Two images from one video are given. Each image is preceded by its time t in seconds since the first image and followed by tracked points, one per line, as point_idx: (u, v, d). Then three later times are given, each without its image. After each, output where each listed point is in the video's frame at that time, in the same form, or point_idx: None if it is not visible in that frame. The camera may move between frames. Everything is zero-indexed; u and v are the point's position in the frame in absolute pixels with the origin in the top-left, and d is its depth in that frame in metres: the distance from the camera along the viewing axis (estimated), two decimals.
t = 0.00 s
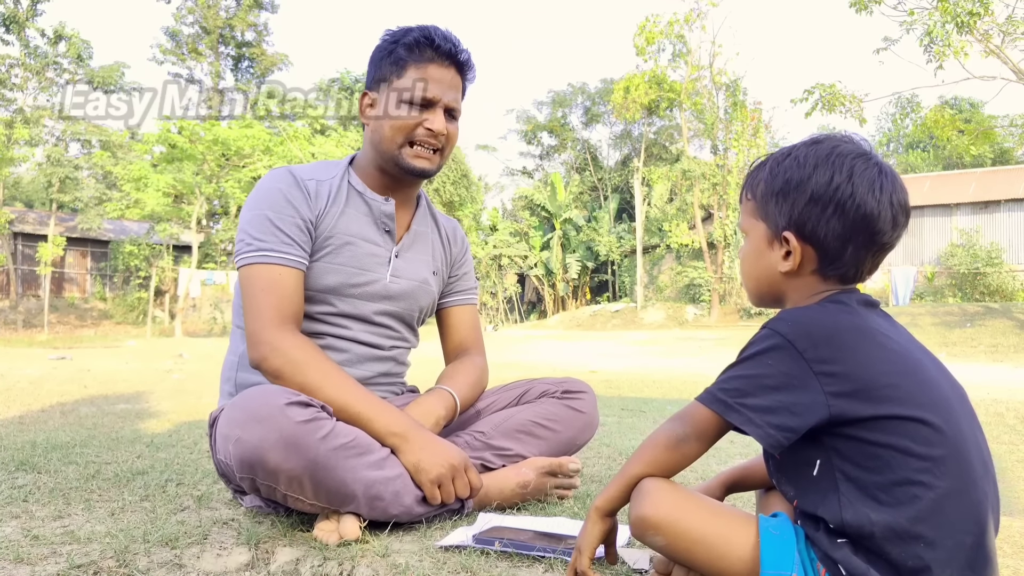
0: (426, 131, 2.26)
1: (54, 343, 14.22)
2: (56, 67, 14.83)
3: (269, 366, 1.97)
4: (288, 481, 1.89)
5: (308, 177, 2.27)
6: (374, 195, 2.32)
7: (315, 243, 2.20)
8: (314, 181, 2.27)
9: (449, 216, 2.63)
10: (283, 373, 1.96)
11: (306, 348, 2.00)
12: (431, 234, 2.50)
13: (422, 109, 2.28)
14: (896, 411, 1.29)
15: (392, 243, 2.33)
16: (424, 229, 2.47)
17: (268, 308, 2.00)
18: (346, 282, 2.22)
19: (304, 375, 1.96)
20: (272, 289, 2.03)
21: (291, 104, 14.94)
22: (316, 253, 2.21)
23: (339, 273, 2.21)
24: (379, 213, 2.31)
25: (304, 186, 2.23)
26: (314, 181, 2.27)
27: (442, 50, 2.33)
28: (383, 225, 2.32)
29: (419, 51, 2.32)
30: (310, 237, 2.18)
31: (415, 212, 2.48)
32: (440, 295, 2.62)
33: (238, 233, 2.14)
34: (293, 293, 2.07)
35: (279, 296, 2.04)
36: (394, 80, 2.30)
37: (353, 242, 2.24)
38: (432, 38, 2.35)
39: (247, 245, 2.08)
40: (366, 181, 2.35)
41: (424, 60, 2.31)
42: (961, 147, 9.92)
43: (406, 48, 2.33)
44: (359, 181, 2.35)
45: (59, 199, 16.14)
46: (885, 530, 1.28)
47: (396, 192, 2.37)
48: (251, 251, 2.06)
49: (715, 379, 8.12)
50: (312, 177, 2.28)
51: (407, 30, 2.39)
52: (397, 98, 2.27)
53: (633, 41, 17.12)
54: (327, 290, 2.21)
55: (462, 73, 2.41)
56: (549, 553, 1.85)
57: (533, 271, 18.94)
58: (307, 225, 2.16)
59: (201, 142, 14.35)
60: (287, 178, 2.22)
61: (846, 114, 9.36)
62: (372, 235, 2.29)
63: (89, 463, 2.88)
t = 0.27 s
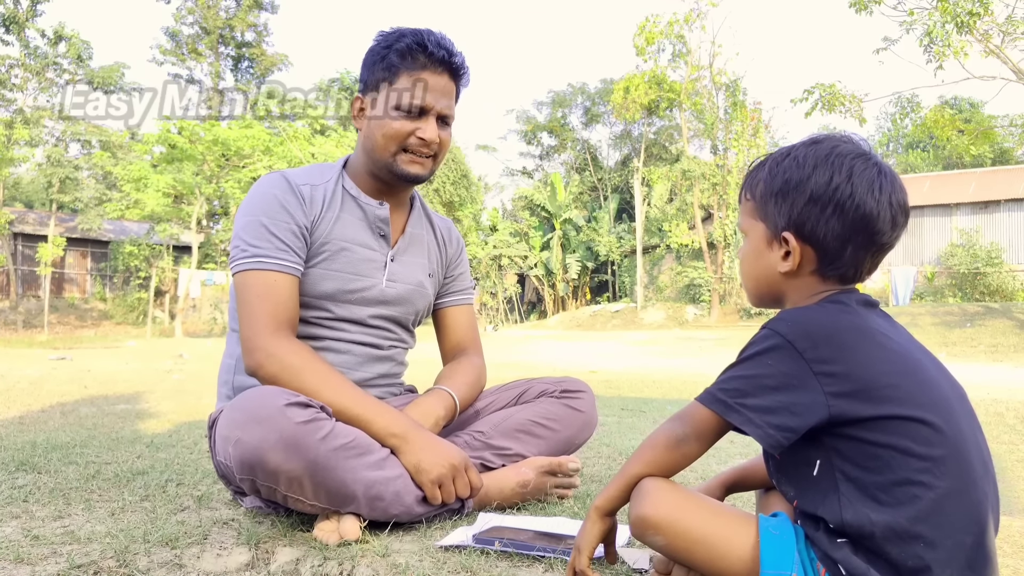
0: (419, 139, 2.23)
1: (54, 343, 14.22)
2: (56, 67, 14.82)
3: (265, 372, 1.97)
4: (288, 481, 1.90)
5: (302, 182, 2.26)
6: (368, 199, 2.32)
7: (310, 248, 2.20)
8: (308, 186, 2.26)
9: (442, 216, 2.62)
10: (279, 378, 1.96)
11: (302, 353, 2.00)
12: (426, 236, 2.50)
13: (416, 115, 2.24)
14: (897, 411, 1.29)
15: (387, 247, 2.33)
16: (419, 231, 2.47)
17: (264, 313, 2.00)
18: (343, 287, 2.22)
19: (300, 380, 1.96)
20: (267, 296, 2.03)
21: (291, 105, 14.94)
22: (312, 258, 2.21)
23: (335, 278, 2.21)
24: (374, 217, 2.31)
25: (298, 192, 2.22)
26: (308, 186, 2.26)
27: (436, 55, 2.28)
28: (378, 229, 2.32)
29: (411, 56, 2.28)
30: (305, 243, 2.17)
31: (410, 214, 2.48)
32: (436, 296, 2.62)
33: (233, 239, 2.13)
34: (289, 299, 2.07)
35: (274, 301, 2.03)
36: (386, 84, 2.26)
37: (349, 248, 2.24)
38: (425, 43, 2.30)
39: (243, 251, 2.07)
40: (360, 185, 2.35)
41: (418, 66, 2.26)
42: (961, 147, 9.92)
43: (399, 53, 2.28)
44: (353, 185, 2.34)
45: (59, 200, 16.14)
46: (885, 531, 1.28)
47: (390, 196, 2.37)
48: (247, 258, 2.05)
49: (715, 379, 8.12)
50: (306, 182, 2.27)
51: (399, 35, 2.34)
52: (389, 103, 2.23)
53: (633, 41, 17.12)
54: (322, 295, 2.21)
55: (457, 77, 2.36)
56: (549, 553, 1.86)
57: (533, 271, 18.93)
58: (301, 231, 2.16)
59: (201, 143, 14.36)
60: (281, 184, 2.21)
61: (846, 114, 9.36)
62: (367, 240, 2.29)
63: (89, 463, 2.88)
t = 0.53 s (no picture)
0: (416, 148, 2.22)
1: (54, 343, 14.23)
2: (56, 67, 14.83)
3: (264, 374, 1.97)
4: (288, 481, 1.90)
5: (301, 183, 2.26)
6: (367, 200, 2.32)
7: (310, 249, 2.20)
8: (307, 188, 2.26)
9: (441, 214, 2.62)
10: (277, 379, 1.96)
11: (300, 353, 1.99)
12: (426, 236, 2.50)
13: (414, 123, 2.22)
14: (897, 411, 1.29)
15: (387, 248, 2.33)
16: (418, 231, 2.47)
17: (263, 314, 2.00)
18: (342, 288, 2.22)
19: (300, 381, 1.96)
20: (266, 297, 2.03)
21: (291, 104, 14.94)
22: (311, 258, 2.21)
23: (334, 280, 2.21)
24: (373, 218, 2.31)
25: (297, 193, 2.22)
26: (307, 187, 2.26)
27: (436, 62, 2.25)
28: (377, 230, 2.32)
29: (410, 63, 2.25)
30: (305, 245, 2.17)
31: (409, 214, 2.48)
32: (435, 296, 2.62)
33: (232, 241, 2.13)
34: (288, 300, 2.06)
35: (273, 302, 2.03)
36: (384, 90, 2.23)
37: (348, 248, 2.24)
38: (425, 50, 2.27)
39: (242, 252, 2.07)
40: (359, 186, 2.35)
41: (417, 74, 2.23)
42: (961, 146, 9.93)
43: (398, 59, 2.26)
44: (352, 186, 2.34)
45: (59, 200, 16.14)
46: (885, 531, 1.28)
47: (388, 197, 2.38)
48: (246, 259, 2.05)
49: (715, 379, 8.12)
50: (305, 183, 2.27)
51: (399, 40, 2.31)
52: (387, 109, 2.21)
53: (633, 40, 17.12)
54: (321, 296, 2.21)
55: (457, 82, 2.34)
56: (548, 553, 1.85)
57: (533, 270, 18.92)
58: (301, 233, 2.16)
59: (201, 142, 14.36)
60: (280, 185, 2.21)
61: (845, 113, 9.37)
62: (366, 240, 2.29)
63: (89, 463, 2.88)
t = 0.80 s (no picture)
0: (416, 149, 2.22)
1: (55, 343, 14.24)
2: (56, 67, 14.83)
3: (265, 373, 1.97)
4: (289, 481, 1.90)
5: (303, 182, 2.26)
6: (368, 199, 2.32)
7: (311, 249, 2.20)
8: (308, 187, 2.26)
9: (441, 213, 2.62)
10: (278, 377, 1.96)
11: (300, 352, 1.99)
12: (426, 235, 2.50)
13: (414, 124, 2.21)
14: (900, 410, 1.29)
15: (388, 247, 2.33)
16: (419, 230, 2.47)
17: (263, 313, 2.00)
18: (343, 288, 2.22)
19: (301, 380, 1.96)
20: (266, 296, 2.03)
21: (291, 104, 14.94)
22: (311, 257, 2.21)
23: (336, 279, 2.21)
24: (374, 217, 2.31)
25: (298, 192, 2.22)
26: (308, 186, 2.26)
27: (436, 64, 2.25)
28: (378, 229, 2.32)
29: (411, 65, 2.24)
30: (306, 244, 2.17)
31: (410, 214, 2.47)
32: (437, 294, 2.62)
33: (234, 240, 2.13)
34: (289, 299, 2.06)
35: (273, 302, 2.03)
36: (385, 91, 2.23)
37: (349, 248, 2.24)
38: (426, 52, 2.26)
39: (243, 252, 2.07)
40: (360, 185, 2.35)
41: (417, 75, 2.22)
42: (961, 146, 9.92)
43: (399, 61, 2.25)
44: (353, 185, 2.34)
45: (59, 200, 16.14)
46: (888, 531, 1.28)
47: (388, 197, 2.37)
48: (246, 258, 2.05)
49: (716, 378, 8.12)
50: (306, 182, 2.27)
51: (400, 42, 2.31)
52: (387, 110, 2.21)
53: (633, 40, 17.11)
54: (322, 296, 2.21)
55: (457, 84, 2.33)
56: (549, 552, 1.85)
57: (534, 270, 18.91)
58: (302, 232, 2.16)
59: (201, 142, 14.37)
60: (281, 184, 2.21)
61: (846, 113, 9.36)
62: (367, 240, 2.29)
63: (90, 462, 2.88)
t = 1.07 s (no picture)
0: (421, 153, 2.21)
1: (55, 343, 14.24)
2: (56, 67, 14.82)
3: (269, 371, 1.96)
4: (288, 482, 1.90)
5: (304, 182, 2.25)
6: (370, 200, 2.32)
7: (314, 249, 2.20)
8: (309, 185, 2.25)
9: (440, 210, 2.61)
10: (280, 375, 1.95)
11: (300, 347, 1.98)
12: (429, 234, 2.49)
13: (411, 133, 2.18)
14: (899, 411, 1.29)
15: (392, 247, 2.33)
16: (422, 229, 2.46)
17: (263, 310, 2.00)
18: (349, 289, 2.22)
19: (301, 371, 1.95)
20: (269, 295, 2.02)
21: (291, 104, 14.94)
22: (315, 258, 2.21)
23: (344, 281, 2.22)
24: (377, 218, 2.31)
25: (299, 191, 2.21)
26: (310, 184, 2.26)
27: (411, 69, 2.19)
28: (381, 230, 2.32)
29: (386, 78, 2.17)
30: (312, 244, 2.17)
31: (412, 212, 2.47)
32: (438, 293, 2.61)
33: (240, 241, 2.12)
34: (295, 297, 2.06)
35: (277, 300, 2.02)
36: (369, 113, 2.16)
37: (354, 248, 2.24)
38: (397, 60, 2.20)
39: (248, 253, 2.06)
40: (361, 186, 2.34)
41: (397, 86, 2.16)
42: (961, 145, 9.91)
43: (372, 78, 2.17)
44: (355, 185, 2.33)
45: (59, 199, 16.13)
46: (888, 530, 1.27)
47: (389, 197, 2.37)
48: (252, 259, 2.04)
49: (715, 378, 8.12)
50: (307, 181, 2.26)
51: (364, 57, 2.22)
52: (379, 130, 2.16)
53: (633, 40, 17.11)
54: (331, 297, 2.21)
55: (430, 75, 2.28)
56: (549, 553, 1.85)
57: (533, 270, 18.90)
58: (307, 231, 2.16)
59: (201, 142, 14.37)
60: (282, 184, 2.20)
61: (846, 113, 9.35)
62: (371, 240, 2.29)
63: (90, 463, 2.88)
